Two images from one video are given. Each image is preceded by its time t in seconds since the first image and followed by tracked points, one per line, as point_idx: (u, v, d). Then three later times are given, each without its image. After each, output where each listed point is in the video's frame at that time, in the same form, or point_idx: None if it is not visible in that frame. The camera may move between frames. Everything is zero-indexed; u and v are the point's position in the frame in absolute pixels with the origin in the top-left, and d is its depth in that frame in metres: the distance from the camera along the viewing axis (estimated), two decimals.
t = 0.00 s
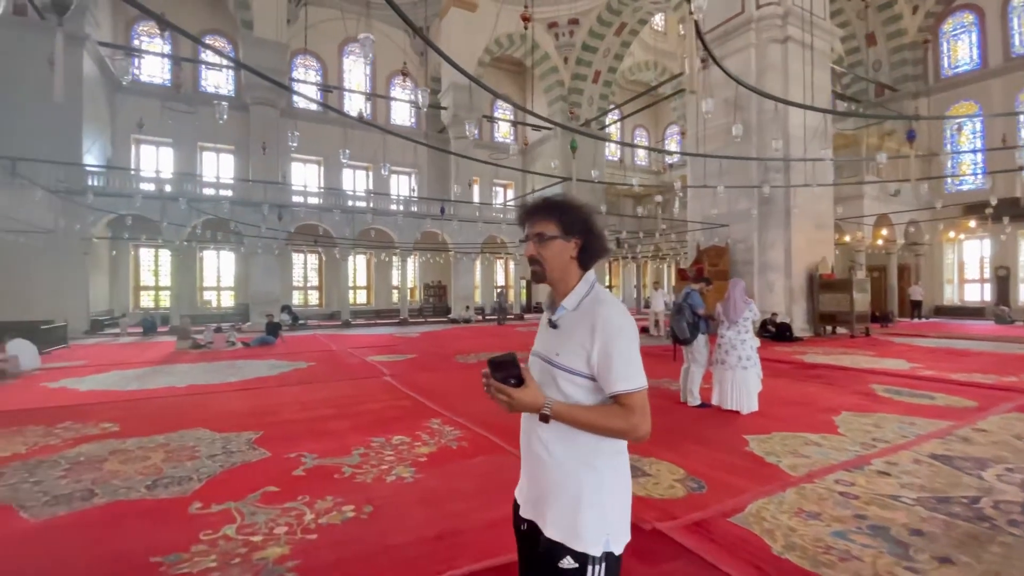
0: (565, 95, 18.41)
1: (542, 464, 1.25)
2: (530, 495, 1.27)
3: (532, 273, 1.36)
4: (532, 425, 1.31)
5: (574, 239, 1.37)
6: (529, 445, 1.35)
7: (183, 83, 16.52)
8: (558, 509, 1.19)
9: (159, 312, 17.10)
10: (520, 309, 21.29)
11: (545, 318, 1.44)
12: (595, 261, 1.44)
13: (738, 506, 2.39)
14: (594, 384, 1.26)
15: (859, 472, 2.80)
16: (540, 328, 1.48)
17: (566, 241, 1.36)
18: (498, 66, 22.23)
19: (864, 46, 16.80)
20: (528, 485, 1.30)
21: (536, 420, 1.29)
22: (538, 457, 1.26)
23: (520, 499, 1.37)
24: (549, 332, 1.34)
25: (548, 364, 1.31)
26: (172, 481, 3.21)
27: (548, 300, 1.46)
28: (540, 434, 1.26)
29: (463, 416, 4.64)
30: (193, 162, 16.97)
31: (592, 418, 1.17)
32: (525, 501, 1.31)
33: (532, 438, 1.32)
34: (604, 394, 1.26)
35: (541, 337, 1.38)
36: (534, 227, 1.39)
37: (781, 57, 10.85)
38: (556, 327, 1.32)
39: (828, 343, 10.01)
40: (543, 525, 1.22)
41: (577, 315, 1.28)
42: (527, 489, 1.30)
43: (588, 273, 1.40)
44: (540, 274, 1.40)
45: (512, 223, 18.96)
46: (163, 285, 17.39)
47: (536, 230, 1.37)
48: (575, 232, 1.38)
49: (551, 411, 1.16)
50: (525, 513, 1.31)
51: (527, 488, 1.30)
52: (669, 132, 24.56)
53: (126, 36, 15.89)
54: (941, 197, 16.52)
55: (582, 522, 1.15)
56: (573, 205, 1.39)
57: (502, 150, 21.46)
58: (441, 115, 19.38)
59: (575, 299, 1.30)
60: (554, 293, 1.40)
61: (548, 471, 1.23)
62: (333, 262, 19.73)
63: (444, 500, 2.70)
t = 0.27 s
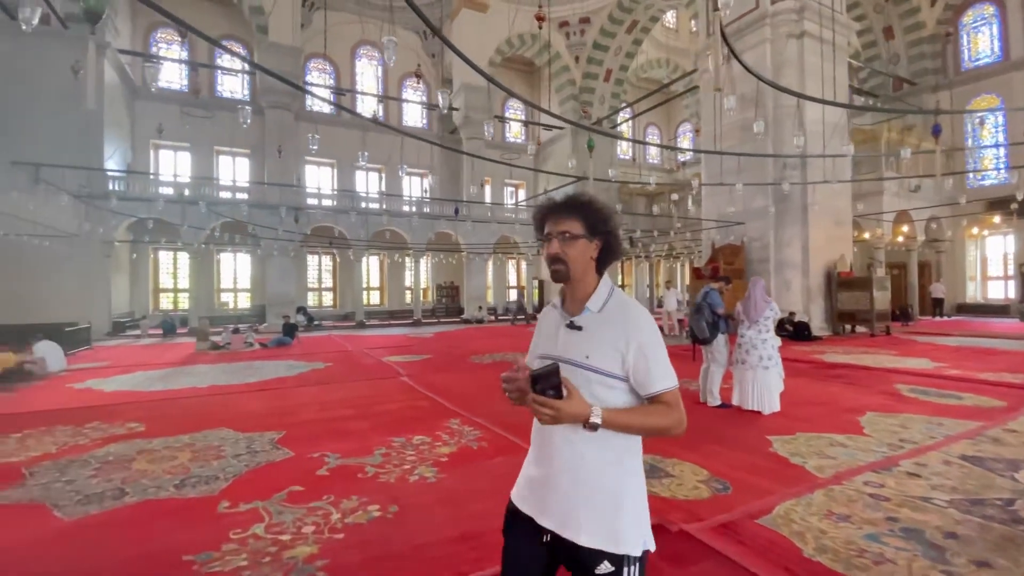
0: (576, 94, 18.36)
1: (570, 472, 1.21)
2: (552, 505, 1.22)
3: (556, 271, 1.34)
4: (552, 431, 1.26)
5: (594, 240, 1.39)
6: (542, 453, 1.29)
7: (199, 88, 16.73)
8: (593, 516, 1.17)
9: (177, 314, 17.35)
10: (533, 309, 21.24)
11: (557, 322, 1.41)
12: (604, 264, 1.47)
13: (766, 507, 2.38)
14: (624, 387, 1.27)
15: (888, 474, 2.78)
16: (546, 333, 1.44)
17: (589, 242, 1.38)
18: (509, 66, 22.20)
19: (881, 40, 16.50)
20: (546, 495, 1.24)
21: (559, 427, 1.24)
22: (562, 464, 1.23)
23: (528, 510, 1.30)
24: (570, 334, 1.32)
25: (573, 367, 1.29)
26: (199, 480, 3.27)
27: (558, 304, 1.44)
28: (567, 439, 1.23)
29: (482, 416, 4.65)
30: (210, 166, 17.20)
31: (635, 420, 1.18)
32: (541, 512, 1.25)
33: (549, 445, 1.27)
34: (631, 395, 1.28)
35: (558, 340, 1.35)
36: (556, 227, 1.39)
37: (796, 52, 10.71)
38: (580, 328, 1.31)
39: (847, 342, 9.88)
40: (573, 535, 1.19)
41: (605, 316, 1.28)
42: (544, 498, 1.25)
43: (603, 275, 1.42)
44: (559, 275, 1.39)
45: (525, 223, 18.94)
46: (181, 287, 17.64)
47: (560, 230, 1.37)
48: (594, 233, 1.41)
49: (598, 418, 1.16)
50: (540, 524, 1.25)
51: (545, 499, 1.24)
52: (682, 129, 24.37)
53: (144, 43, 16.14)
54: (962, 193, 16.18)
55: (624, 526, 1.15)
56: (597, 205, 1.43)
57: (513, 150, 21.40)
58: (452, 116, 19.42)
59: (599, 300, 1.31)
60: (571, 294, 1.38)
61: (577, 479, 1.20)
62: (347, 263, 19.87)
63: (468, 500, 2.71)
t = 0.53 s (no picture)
0: (584, 92, 18.36)
1: (586, 473, 1.20)
2: (567, 513, 1.18)
3: (570, 272, 1.31)
4: (559, 434, 1.23)
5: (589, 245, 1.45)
6: (544, 460, 1.24)
7: (210, 91, 16.89)
8: (618, 513, 1.19)
9: (190, 315, 17.53)
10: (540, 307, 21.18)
11: (548, 324, 1.35)
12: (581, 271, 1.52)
13: (788, 507, 2.41)
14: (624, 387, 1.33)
15: (910, 472, 2.79)
16: (531, 335, 1.36)
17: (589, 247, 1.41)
18: (516, 65, 22.19)
19: (893, 33, 16.32)
20: (557, 503, 1.20)
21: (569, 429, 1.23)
22: (576, 468, 1.21)
23: (530, 525, 1.23)
24: (574, 337, 1.30)
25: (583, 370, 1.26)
26: (222, 479, 3.32)
27: (545, 307, 1.39)
28: (580, 440, 1.22)
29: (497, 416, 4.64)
30: (221, 168, 17.39)
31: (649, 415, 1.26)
32: (551, 524, 1.20)
33: (553, 451, 1.23)
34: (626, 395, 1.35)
35: (559, 343, 1.29)
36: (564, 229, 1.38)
37: (806, 47, 10.63)
38: (586, 331, 1.30)
39: (861, 339, 9.81)
40: (595, 538, 1.18)
41: (610, 320, 1.33)
42: (556, 507, 1.20)
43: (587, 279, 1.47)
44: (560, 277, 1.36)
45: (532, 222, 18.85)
46: (193, 289, 17.83)
47: (570, 235, 1.37)
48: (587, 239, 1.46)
49: (625, 417, 1.20)
50: (551, 536, 1.20)
51: (560, 506, 1.19)
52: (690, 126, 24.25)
53: (156, 47, 16.32)
54: (977, 187, 15.98)
55: (644, 516, 1.20)
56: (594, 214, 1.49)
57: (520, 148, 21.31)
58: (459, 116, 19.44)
59: (601, 304, 1.35)
60: (566, 297, 1.35)
61: (596, 480, 1.20)
62: (356, 263, 19.97)
63: (488, 500, 2.72)
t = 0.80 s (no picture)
0: (589, 89, 18.31)
1: (578, 459, 1.25)
2: (567, 502, 1.20)
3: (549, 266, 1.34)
4: (549, 426, 1.25)
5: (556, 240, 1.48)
6: (533, 455, 1.24)
7: (216, 92, 16.97)
8: (609, 492, 1.26)
9: (198, 315, 17.63)
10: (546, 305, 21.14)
11: (523, 320, 1.34)
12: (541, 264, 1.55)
13: (804, 505, 2.46)
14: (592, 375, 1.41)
15: (926, 469, 2.81)
16: (505, 333, 1.34)
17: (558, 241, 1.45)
18: (520, 62, 22.14)
19: (901, 27, 16.16)
20: (553, 495, 1.22)
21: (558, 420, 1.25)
22: (568, 456, 1.24)
23: (526, 522, 1.22)
24: (553, 330, 1.33)
25: (568, 362, 1.30)
26: (238, 477, 3.36)
27: (515, 303, 1.38)
28: (570, 429, 1.26)
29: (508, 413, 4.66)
30: (227, 168, 17.48)
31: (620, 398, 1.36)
32: (549, 516, 1.21)
33: (543, 444, 1.24)
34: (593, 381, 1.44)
35: (540, 338, 1.31)
36: (537, 224, 1.39)
37: (815, 42, 10.54)
38: (565, 324, 1.34)
39: (871, 336, 9.75)
40: (593, 522, 1.22)
41: (582, 309, 1.39)
42: (552, 500, 1.22)
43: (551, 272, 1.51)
44: (535, 273, 1.37)
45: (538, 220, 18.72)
46: (202, 289, 17.93)
47: (543, 229, 1.39)
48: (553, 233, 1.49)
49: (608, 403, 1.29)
50: (551, 528, 1.21)
51: (557, 498, 1.21)
52: (695, 122, 24.16)
53: (162, 49, 16.39)
54: (987, 181, 15.84)
55: (631, 491, 1.29)
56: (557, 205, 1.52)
57: (525, 146, 21.27)
58: (464, 114, 19.42)
59: (571, 295, 1.40)
60: (538, 292, 1.38)
61: (589, 465, 1.25)
62: (362, 262, 20.03)
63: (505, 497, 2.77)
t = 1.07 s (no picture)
0: (595, 86, 18.28)
1: (574, 447, 1.29)
2: (568, 490, 1.23)
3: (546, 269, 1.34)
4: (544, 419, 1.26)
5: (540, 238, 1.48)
6: (533, 450, 1.24)
7: (224, 91, 17.05)
8: (597, 472, 1.32)
9: (207, 313, 17.77)
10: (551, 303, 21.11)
11: (516, 321, 1.32)
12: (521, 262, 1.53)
13: (816, 503, 2.46)
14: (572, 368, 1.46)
15: (939, 468, 2.79)
16: (496, 335, 1.30)
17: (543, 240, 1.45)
18: (525, 60, 22.10)
19: (912, 21, 15.99)
20: (557, 485, 1.24)
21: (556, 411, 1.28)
22: (566, 446, 1.28)
23: (531, 519, 1.21)
24: (546, 329, 1.34)
25: (562, 359, 1.33)
26: (250, 473, 3.39)
27: (504, 304, 1.34)
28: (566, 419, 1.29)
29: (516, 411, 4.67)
30: (235, 167, 17.57)
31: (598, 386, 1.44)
32: (554, 508, 1.23)
33: (543, 437, 1.25)
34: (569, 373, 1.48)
35: (535, 339, 1.31)
36: (531, 226, 1.37)
37: (824, 37, 10.45)
38: (555, 323, 1.36)
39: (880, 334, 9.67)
40: (588, 502, 1.28)
41: (565, 307, 1.43)
42: (555, 492, 1.23)
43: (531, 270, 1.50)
44: (528, 275, 1.36)
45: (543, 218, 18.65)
46: (210, 287, 18.03)
47: (537, 230, 1.37)
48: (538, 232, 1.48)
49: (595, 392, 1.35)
50: (555, 519, 1.23)
51: (559, 488, 1.23)
52: (702, 119, 24.03)
53: (170, 49, 16.50)
54: (999, 177, 15.65)
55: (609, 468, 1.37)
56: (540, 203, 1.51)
57: (531, 144, 21.24)
58: (470, 112, 19.41)
59: (555, 293, 1.43)
60: (528, 292, 1.37)
61: (579, 450, 1.30)
62: (368, 260, 20.09)
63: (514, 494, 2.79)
